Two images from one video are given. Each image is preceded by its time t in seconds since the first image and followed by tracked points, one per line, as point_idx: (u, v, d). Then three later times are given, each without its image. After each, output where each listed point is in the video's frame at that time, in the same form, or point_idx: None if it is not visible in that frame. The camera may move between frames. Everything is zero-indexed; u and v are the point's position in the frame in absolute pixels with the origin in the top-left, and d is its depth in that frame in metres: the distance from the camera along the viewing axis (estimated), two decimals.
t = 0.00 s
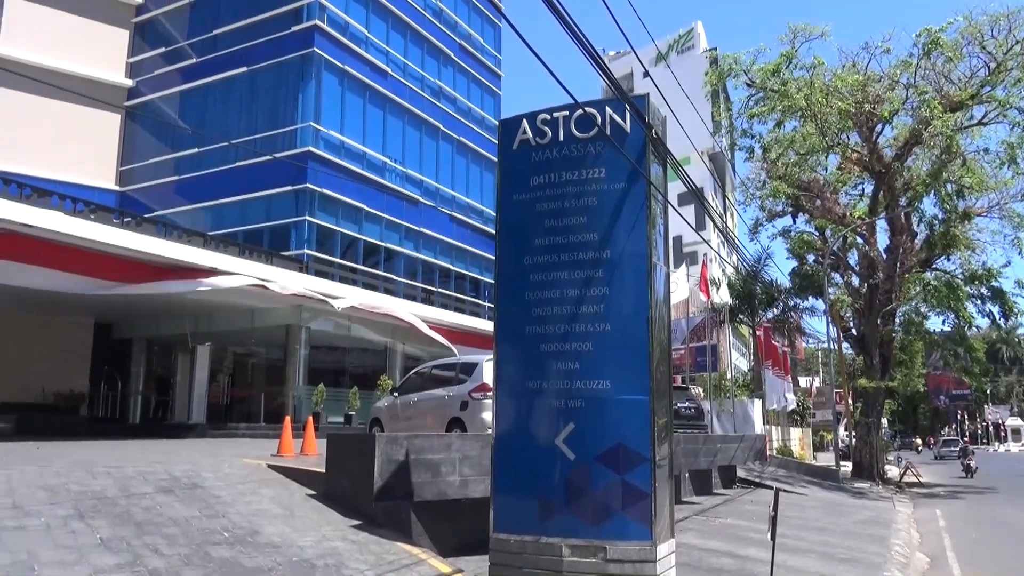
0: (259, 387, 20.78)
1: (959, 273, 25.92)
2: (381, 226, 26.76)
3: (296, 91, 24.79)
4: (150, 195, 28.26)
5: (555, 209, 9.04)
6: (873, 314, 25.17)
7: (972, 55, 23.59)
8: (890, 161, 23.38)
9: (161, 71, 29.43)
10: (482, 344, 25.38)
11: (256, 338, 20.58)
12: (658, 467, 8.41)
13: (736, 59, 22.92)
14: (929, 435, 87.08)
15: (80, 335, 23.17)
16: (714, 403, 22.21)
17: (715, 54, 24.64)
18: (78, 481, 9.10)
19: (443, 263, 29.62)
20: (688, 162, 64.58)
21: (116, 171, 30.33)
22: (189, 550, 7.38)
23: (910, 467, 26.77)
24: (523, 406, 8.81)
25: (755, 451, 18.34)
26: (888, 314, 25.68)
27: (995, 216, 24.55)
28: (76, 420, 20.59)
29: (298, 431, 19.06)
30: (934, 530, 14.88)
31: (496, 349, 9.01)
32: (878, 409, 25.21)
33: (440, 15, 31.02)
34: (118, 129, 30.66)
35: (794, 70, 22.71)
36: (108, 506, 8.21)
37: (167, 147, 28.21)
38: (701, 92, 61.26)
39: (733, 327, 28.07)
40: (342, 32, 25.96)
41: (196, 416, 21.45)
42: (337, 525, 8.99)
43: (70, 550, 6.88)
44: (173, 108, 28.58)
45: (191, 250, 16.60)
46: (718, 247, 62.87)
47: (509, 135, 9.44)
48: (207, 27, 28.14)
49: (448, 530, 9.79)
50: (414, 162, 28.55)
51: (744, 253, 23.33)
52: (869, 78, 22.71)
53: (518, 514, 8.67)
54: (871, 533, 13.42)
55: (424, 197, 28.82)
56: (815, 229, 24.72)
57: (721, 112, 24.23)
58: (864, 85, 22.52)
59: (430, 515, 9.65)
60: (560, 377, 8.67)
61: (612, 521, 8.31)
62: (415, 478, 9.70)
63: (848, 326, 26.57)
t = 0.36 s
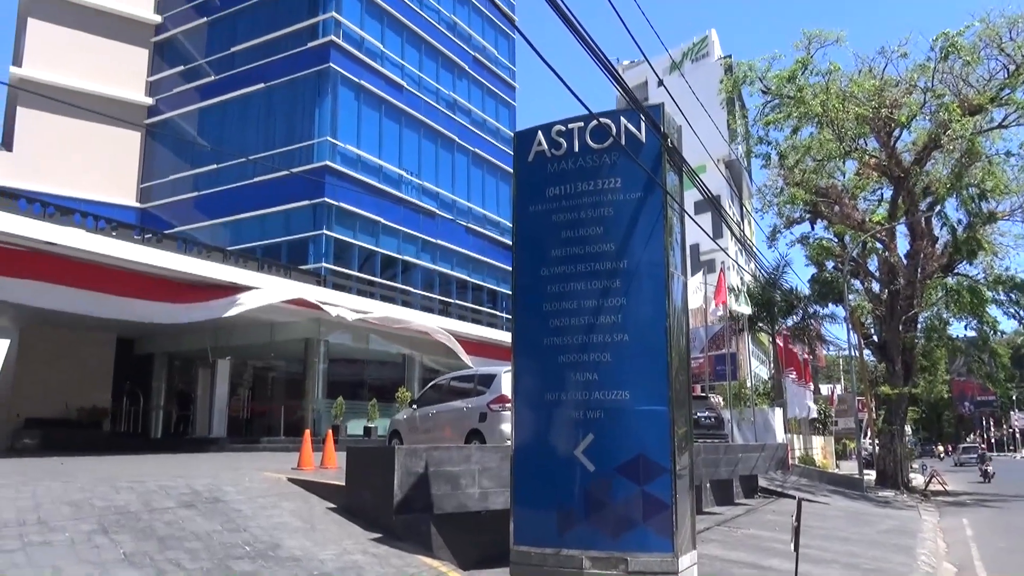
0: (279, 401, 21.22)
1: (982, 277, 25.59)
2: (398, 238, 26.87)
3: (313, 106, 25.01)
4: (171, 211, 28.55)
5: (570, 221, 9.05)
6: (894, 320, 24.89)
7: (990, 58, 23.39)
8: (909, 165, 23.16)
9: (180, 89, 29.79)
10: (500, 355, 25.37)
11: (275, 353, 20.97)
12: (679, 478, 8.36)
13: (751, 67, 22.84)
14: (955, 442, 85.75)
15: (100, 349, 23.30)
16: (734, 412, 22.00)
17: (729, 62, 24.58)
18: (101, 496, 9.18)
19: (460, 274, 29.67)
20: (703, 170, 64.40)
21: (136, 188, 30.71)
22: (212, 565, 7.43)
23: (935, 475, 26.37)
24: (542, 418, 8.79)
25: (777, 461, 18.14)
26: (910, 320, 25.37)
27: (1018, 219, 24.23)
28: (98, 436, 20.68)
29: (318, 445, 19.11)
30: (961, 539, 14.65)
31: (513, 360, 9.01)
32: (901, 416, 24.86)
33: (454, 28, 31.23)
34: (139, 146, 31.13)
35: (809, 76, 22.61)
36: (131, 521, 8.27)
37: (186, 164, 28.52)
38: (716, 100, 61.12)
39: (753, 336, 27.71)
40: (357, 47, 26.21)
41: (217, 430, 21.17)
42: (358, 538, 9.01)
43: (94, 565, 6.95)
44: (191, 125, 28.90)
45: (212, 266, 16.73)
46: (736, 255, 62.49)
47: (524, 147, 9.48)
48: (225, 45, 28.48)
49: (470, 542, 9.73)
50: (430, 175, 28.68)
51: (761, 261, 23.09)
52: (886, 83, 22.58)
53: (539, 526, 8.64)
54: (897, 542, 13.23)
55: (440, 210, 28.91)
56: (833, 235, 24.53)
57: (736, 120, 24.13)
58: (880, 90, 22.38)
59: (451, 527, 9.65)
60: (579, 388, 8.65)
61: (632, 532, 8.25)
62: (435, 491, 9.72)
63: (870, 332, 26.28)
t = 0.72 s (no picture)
0: (298, 418, 21.15)
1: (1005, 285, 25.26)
2: (415, 254, 26.98)
3: (329, 125, 25.25)
4: (191, 231, 28.85)
5: (586, 235, 9.06)
6: (917, 330, 24.56)
7: (1008, 63, 23.21)
8: (927, 173, 22.94)
9: (199, 111, 30.17)
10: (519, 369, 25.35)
11: (294, 370, 20.86)
12: (700, 491, 8.30)
13: (765, 76, 22.77)
14: (981, 453, 84.37)
15: (124, 366, 23.55)
16: (755, 424, 21.77)
17: (743, 73, 24.55)
18: (124, 514, 9.24)
19: (477, 289, 29.71)
20: (719, 181, 64.25)
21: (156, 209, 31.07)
22: None
23: (962, 486, 25.95)
24: (561, 432, 8.76)
25: (800, 473, 17.94)
26: (932, 329, 25.07)
27: None
28: (121, 454, 20.84)
29: (338, 462, 19.15)
30: (989, 552, 14.41)
31: (532, 374, 8.99)
32: (925, 426, 24.51)
33: (468, 46, 31.49)
34: (158, 167, 31.54)
35: (824, 85, 22.52)
36: (154, 539, 8.33)
37: (206, 185, 28.85)
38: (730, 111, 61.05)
39: (773, 347, 27.47)
40: (372, 65, 26.48)
41: (238, 448, 21.51)
42: (378, 555, 9.00)
43: None
44: (210, 146, 29.24)
45: (228, 284, 16.94)
46: (754, 265, 62.11)
47: (539, 162, 9.51)
48: (242, 66, 28.86)
49: (490, 559, 9.70)
50: (446, 191, 28.82)
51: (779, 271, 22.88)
52: (902, 90, 22.49)
53: (560, 542, 8.60)
54: (923, 555, 13.03)
55: (456, 225, 29.00)
56: (852, 244, 24.36)
57: (751, 130, 24.03)
58: (896, 97, 22.28)
59: (470, 543, 9.57)
60: (597, 402, 8.62)
61: (654, 547, 8.20)
62: (455, 507, 9.69)
63: (891, 342, 26.01)
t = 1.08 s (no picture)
0: (321, 433, 21.20)
1: None
2: (435, 268, 27.09)
3: (350, 142, 25.49)
4: (214, 249, 29.17)
5: (608, 248, 9.05)
6: (944, 339, 24.19)
7: None
8: (953, 181, 22.63)
9: (222, 130, 30.58)
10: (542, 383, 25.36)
11: (317, 386, 20.89)
12: (726, 505, 8.22)
13: (785, 86, 22.67)
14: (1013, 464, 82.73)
15: (150, 386, 23.81)
16: (781, 437, 21.50)
17: (762, 83, 24.45)
18: (151, 531, 9.32)
19: (498, 303, 29.74)
20: (739, 191, 63.94)
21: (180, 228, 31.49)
22: None
23: (994, 498, 25.46)
24: (585, 446, 8.73)
25: (827, 486, 17.69)
26: (960, 338, 24.69)
27: None
28: (147, 470, 21.05)
29: (361, 477, 19.19)
30: (1023, 565, 14.13)
31: (554, 388, 8.97)
32: (955, 437, 24.11)
33: (486, 61, 31.71)
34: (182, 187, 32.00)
35: (845, 94, 22.35)
36: (181, 556, 8.39)
37: (229, 203, 29.20)
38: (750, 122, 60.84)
39: (797, 358, 27.19)
40: (392, 83, 26.73)
41: (262, 463, 22.09)
42: (403, 571, 9.01)
43: None
44: (233, 165, 29.61)
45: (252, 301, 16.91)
46: (776, 275, 61.65)
47: (559, 176, 9.53)
48: (264, 86, 29.24)
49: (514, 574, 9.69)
50: (466, 205, 28.93)
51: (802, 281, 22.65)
52: (924, 98, 22.31)
53: (585, 557, 8.58)
54: (956, 569, 12.80)
55: (476, 239, 29.07)
56: (876, 253, 24.13)
57: (771, 140, 23.92)
58: (919, 104, 22.10)
59: (493, 560, 9.72)
60: (621, 416, 8.59)
61: (681, 562, 8.16)
62: (479, 522, 9.66)
63: (919, 352, 25.65)
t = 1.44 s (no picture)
0: (351, 447, 21.07)
1: None
2: (462, 281, 27.16)
3: (376, 158, 25.74)
4: (245, 265, 29.52)
5: (636, 258, 9.02)
6: (980, 346, 23.73)
7: None
8: (986, 184, 22.05)
9: (251, 148, 31.01)
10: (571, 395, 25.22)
11: (347, 399, 20.94)
12: (760, 517, 8.11)
13: (811, 92, 22.46)
14: None
15: (183, 401, 24.25)
16: (815, 447, 21.16)
17: (788, 90, 24.26)
18: (186, 545, 9.42)
19: (526, 315, 29.74)
20: (767, 199, 63.41)
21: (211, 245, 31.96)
22: None
23: None
24: (616, 458, 8.68)
25: (862, 497, 17.38)
26: (997, 345, 24.17)
27: None
28: (179, 485, 21.34)
29: (392, 490, 19.24)
30: None
31: (584, 400, 8.94)
32: (994, 446, 23.57)
33: (510, 74, 31.89)
34: (213, 205, 32.53)
35: (872, 99, 22.09)
36: (214, 570, 8.47)
37: (259, 220, 29.58)
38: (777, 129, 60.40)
39: (830, 367, 26.82)
40: (417, 98, 26.97)
41: (293, 478, 21.56)
42: None
43: None
44: (261, 182, 30.00)
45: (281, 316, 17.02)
46: (806, 283, 60.92)
47: (585, 188, 9.53)
48: (291, 104, 29.65)
49: None
50: (492, 218, 29.03)
51: (833, 288, 22.30)
52: (955, 101, 21.87)
53: (617, 570, 8.53)
54: None
55: (503, 252, 29.10)
56: (909, 259, 23.77)
57: (799, 147, 23.69)
58: (949, 108, 21.63)
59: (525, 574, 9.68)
60: (651, 427, 8.52)
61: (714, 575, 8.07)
62: (510, 536, 9.63)
63: (955, 359, 25.17)
